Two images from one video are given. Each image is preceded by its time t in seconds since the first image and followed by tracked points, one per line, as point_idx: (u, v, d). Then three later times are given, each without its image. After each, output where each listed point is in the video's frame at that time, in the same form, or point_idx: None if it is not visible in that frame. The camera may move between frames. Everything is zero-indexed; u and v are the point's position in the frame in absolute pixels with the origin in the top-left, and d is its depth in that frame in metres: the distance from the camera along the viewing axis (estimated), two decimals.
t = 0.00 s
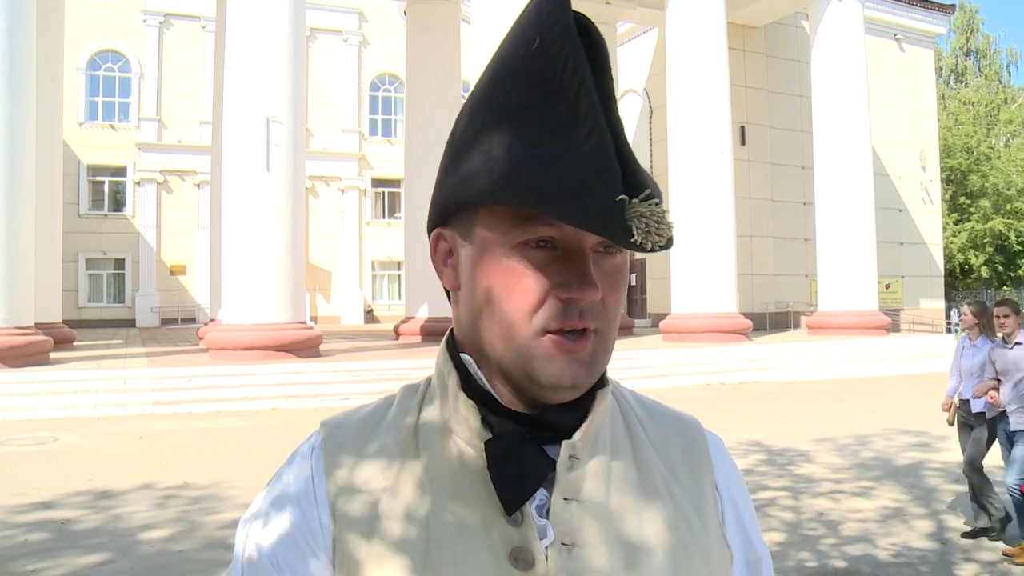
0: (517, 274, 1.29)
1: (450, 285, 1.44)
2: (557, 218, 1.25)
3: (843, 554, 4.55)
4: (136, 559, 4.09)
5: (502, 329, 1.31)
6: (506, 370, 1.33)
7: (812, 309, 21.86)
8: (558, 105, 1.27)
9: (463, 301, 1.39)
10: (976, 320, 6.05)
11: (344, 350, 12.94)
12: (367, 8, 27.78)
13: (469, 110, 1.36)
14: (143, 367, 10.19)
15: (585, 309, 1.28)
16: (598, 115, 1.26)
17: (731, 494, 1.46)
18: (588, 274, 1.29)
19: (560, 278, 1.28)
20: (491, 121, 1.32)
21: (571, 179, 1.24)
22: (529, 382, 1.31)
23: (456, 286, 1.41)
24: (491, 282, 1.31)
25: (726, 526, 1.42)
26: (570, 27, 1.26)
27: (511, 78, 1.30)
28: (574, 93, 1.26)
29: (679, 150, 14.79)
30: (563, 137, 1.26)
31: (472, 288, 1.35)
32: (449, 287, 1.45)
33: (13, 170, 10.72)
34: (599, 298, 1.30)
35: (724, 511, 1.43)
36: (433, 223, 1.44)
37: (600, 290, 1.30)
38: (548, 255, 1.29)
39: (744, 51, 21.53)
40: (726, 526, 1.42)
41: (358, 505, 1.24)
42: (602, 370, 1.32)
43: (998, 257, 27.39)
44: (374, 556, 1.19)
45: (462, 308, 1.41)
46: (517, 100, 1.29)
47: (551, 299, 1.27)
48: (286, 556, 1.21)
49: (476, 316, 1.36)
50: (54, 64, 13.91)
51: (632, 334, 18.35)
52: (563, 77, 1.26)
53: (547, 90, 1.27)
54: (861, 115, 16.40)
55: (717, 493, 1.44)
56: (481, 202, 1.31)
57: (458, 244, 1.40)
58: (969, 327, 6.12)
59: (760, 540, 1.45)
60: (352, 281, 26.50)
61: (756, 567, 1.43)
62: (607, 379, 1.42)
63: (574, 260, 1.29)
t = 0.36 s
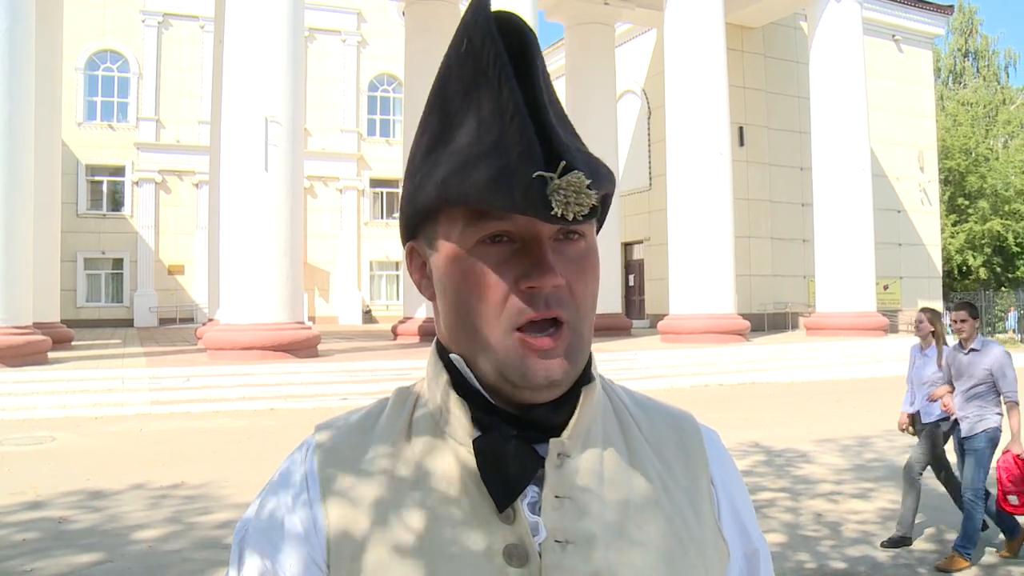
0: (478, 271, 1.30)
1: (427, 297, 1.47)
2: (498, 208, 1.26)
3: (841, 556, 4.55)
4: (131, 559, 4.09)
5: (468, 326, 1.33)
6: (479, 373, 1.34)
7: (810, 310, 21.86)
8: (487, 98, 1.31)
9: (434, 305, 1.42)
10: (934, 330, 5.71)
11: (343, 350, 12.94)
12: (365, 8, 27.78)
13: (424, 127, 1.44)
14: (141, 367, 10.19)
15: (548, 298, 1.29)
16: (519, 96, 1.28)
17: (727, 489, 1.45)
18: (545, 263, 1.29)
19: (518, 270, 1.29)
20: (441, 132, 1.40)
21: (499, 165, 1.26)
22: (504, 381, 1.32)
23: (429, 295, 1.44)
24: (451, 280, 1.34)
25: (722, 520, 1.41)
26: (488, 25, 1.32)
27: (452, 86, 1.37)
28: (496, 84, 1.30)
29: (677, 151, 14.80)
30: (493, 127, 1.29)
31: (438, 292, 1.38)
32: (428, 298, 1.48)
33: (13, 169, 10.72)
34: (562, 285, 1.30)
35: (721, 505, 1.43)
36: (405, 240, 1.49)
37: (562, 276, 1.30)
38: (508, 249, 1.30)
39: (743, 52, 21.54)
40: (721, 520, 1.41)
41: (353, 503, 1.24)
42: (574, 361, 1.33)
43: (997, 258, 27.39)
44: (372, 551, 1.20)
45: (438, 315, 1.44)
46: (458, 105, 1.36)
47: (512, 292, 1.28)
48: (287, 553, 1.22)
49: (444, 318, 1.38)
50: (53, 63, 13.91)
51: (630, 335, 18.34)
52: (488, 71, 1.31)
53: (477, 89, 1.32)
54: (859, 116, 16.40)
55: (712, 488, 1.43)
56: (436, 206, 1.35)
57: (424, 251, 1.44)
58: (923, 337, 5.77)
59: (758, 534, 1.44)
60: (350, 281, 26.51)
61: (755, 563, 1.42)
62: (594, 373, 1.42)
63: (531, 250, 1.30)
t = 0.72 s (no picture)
0: (482, 264, 1.31)
1: (429, 292, 1.47)
2: (503, 199, 1.29)
3: (840, 558, 4.55)
4: (129, 559, 4.10)
5: (469, 319, 1.33)
6: (482, 366, 1.34)
7: (809, 312, 21.84)
8: (495, 93, 1.33)
9: (435, 301, 1.43)
10: (888, 324, 5.71)
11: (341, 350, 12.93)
12: (366, 8, 27.79)
13: (430, 123, 1.45)
14: (141, 366, 10.19)
15: (550, 291, 1.29)
16: (525, 89, 1.31)
17: (725, 491, 1.45)
18: (548, 256, 1.31)
19: (522, 263, 1.30)
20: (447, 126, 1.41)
21: (505, 155, 1.28)
22: (507, 371, 1.32)
23: (431, 289, 1.44)
24: (456, 271, 1.34)
25: (720, 521, 1.41)
26: (497, 25, 1.35)
27: (458, 81, 1.39)
28: (504, 79, 1.33)
29: (677, 152, 14.80)
30: (500, 120, 1.32)
31: (442, 285, 1.38)
32: (430, 293, 1.48)
33: (12, 168, 10.72)
34: (564, 281, 1.31)
35: (718, 508, 1.42)
36: (409, 235, 1.50)
37: (564, 270, 1.31)
38: (511, 243, 1.32)
39: (743, 53, 21.54)
40: (718, 521, 1.41)
41: (352, 500, 1.24)
42: (577, 355, 1.33)
43: (997, 261, 27.38)
44: (368, 550, 1.20)
45: (439, 309, 1.44)
46: (465, 102, 1.38)
47: (516, 284, 1.29)
48: (284, 548, 1.21)
49: (446, 310, 1.38)
50: (53, 62, 13.91)
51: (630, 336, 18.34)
52: (497, 65, 1.34)
53: (484, 84, 1.35)
54: (859, 119, 16.40)
55: (710, 490, 1.43)
56: (442, 198, 1.37)
57: (427, 247, 1.45)
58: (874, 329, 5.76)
59: (755, 536, 1.44)
60: (349, 282, 26.48)
61: (753, 566, 1.42)
62: (592, 372, 1.42)
63: (534, 244, 1.31)
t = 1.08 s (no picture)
0: (493, 259, 1.31)
1: (436, 287, 1.47)
2: (517, 192, 1.30)
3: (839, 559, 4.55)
4: (127, 560, 4.10)
5: (477, 314, 1.33)
6: (487, 362, 1.35)
7: (807, 312, 21.87)
8: (513, 90, 1.35)
9: (443, 296, 1.43)
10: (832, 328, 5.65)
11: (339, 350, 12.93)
12: (365, 8, 27.77)
13: (445, 119, 1.46)
14: (139, 366, 10.17)
15: (558, 288, 1.30)
16: (544, 89, 1.33)
17: (724, 494, 1.46)
18: (557, 253, 1.31)
19: (531, 259, 1.30)
20: (464, 121, 1.41)
21: (522, 151, 1.29)
22: (513, 368, 1.32)
23: (438, 284, 1.44)
24: (466, 265, 1.35)
25: (719, 523, 1.42)
26: (519, 24, 1.36)
27: (477, 77, 1.40)
28: (525, 76, 1.34)
29: (675, 153, 14.80)
30: (518, 118, 1.33)
31: (451, 280, 1.39)
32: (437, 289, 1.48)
33: (9, 168, 10.69)
34: (572, 280, 1.31)
35: (716, 511, 1.43)
36: (419, 231, 1.50)
37: (573, 269, 1.32)
38: (520, 239, 1.32)
39: (741, 53, 21.55)
40: (718, 523, 1.42)
41: (355, 500, 1.24)
42: (583, 352, 1.34)
43: (994, 261, 27.43)
44: (370, 549, 1.19)
45: (445, 306, 1.45)
46: (483, 98, 1.39)
47: (524, 279, 1.30)
48: (285, 546, 1.21)
49: (455, 305, 1.38)
50: (51, 62, 13.88)
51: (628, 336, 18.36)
52: (517, 65, 1.34)
53: (501, 83, 1.36)
54: (857, 119, 16.42)
55: (710, 493, 1.43)
56: (455, 193, 1.37)
57: (438, 243, 1.45)
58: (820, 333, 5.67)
59: (754, 539, 1.44)
60: (348, 281, 26.46)
61: (752, 567, 1.42)
62: (594, 374, 1.43)
63: (544, 240, 1.32)
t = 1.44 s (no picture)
0: (489, 258, 1.31)
1: (431, 285, 1.48)
2: (513, 192, 1.30)
3: (835, 554, 4.56)
4: (123, 561, 4.10)
5: (473, 315, 1.33)
6: (482, 361, 1.35)
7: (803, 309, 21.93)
8: (507, 89, 1.34)
9: (439, 296, 1.43)
10: (777, 326, 5.56)
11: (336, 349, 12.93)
12: (359, 7, 27.75)
13: (438, 118, 1.45)
14: (135, 366, 10.16)
15: (553, 288, 1.30)
16: (538, 88, 1.33)
17: (722, 491, 1.46)
18: (553, 252, 1.32)
19: (525, 261, 1.31)
20: (458, 119, 1.40)
21: (517, 151, 1.29)
22: (509, 368, 1.33)
23: (434, 283, 1.44)
24: (462, 265, 1.34)
25: (716, 519, 1.42)
26: (512, 23, 1.35)
27: (472, 74, 1.39)
28: (519, 74, 1.33)
29: (670, 150, 14.81)
30: (513, 118, 1.33)
31: (447, 280, 1.38)
32: (432, 287, 1.48)
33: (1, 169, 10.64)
34: (568, 279, 1.31)
35: (715, 508, 1.43)
36: (413, 229, 1.50)
37: (569, 268, 1.32)
38: (516, 238, 1.32)
39: (736, 51, 21.56)
40: (716, 520, 1.42)
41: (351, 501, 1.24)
42: (578, 351, 1.35)
43: (989, 257, 27.50)
44: (368, 551, 1.19)
45: (440, 305, 1.45)
46: (475, 97, 1.38)
47: (520, 278, 1.29)
48: (279, 549, 1.21)
49: (449, 305, 1.39)
50: (45, 62, 13.86)
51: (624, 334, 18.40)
52: (511, 65, 1.34)
53: (495, 81, 1.35)
54: (852, 115, 16.45)
55: (706, 489, 1.44)
56: (449, 193, 1.37)
57: (434, 240, 1.44)
58: (765, 331, 5.59)
59: (752, 536, 1.44)
60: (344, 281, 26.47)
61: (748, 565, 1.43)
62: (591, 372, 1.43)
63: (540, 240, 1.32)
